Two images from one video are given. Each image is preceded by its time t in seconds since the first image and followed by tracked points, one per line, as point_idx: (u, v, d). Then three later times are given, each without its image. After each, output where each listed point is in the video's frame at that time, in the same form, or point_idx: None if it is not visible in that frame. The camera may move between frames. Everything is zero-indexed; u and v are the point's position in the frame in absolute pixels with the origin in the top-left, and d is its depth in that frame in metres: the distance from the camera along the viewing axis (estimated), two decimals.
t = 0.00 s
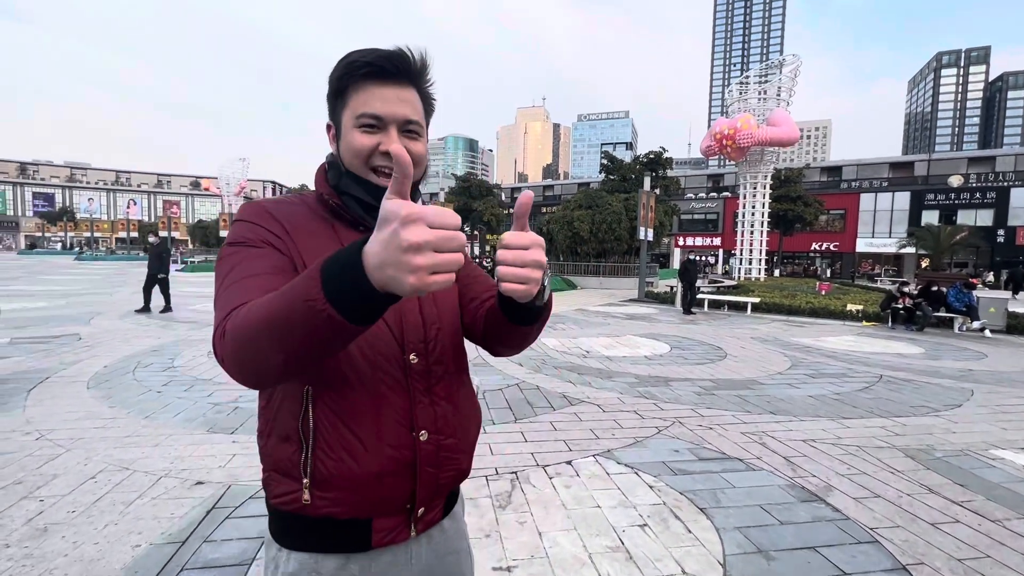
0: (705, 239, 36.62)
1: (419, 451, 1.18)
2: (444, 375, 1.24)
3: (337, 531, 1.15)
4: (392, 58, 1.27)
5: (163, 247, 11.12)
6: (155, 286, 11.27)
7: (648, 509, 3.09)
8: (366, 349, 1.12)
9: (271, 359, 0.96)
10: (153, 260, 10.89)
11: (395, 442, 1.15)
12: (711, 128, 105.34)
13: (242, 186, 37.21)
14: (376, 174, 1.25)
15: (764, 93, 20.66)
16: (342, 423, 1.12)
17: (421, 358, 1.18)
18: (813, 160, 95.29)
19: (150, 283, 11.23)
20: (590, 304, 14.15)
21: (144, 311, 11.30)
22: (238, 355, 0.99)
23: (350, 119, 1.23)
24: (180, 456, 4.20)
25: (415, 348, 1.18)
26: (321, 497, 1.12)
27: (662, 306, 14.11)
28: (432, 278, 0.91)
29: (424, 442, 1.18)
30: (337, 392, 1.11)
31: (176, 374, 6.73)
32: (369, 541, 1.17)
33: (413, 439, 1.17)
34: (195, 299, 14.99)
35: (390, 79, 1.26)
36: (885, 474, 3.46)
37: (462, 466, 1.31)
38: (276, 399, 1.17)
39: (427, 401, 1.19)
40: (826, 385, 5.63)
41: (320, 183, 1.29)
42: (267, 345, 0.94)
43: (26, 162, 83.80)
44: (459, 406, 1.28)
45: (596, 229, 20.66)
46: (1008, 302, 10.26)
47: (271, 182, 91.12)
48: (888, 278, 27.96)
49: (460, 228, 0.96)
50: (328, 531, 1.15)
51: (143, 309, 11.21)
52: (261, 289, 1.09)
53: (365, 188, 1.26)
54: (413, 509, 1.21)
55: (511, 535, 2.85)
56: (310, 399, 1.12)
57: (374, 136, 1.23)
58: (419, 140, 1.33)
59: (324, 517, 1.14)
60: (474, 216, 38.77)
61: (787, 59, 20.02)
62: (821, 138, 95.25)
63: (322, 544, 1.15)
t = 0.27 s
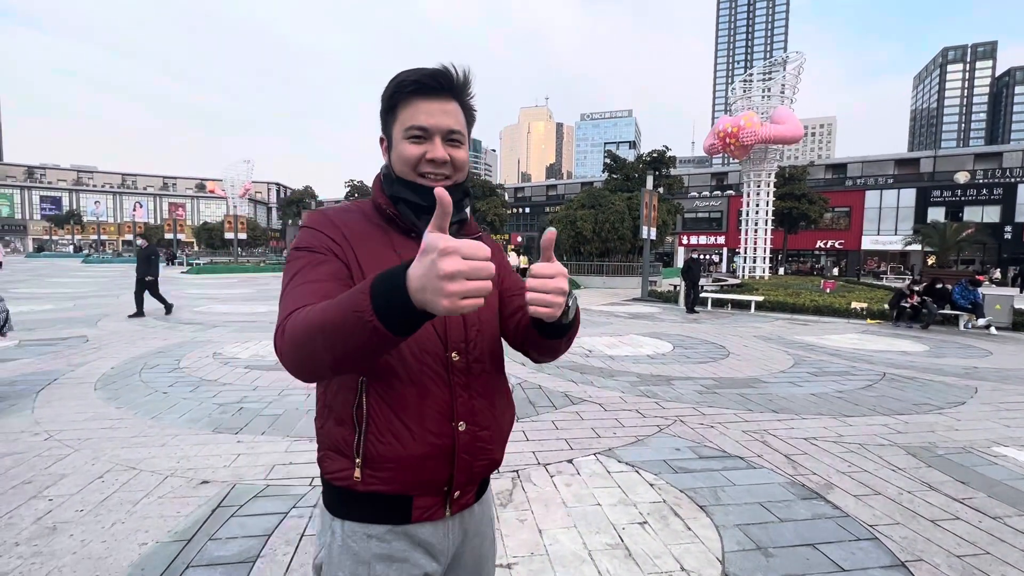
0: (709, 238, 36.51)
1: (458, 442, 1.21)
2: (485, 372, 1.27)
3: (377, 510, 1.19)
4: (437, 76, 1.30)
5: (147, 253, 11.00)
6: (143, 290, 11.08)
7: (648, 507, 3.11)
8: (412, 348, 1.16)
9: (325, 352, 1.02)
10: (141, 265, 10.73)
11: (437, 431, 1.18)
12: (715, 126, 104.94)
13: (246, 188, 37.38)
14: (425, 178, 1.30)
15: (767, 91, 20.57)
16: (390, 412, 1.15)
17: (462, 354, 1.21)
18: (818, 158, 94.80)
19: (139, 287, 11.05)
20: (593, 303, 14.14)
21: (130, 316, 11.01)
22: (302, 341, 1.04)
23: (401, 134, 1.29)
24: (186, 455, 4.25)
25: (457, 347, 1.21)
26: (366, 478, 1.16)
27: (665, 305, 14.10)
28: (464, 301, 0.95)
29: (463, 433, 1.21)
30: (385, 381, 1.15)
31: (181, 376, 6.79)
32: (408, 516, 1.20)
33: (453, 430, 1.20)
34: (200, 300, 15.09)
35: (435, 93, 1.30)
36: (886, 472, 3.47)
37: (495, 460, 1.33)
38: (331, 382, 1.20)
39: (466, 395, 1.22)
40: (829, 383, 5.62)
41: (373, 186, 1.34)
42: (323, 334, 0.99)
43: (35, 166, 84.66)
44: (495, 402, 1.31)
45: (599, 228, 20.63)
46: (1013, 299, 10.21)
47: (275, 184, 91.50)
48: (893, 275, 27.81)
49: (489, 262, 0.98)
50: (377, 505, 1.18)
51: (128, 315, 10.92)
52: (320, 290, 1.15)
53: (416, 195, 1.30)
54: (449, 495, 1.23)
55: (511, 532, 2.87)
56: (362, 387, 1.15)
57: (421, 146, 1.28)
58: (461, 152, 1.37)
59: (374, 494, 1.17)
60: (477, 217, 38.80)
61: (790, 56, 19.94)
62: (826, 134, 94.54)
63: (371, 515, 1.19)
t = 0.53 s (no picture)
0: (710, 237, 36.52)
1: (486, 444, 1.23)
2: (508, 379, 1.32)
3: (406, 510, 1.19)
4: (472, 86, 1.34)
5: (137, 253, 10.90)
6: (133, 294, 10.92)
7: (645, 506, 3.12)
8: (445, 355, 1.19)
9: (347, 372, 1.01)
10: (125, 264, 10.56)
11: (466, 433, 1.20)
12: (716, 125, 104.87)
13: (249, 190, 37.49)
14: (459, 183, 1.33)
15: (767, 90, 20.57)
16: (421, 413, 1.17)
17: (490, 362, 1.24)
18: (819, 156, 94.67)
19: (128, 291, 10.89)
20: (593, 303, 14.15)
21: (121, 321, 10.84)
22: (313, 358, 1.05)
23: (436, 138, 1.31)
24: (187, 456, 4.28)
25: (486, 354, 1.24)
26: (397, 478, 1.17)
27: (666, 304, 14.11)
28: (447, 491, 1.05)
29: (490, 435, 1.23)
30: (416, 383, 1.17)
31: (183, 378, 6.82)
32: (434, 513, 1.21)
33: (480, 432, 1.22)
34: (202, 302, 15.15)
35: (468, 101, 1.32)
36: (883, 470, 3.48)
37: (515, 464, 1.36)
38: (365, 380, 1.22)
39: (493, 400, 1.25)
40: (827, 382, 5.64)
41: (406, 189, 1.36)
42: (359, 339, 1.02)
43: (38, 168, 84.98)
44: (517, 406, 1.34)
45: (599, 228, 20.66)
46: (1013, 297, 10.20)
47: (277, 186, 91.72)
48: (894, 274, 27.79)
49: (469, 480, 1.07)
50: (405, 502, 1.19)
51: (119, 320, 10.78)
52: (350, 305, 1.16)
53: (448, 200, 1.33)
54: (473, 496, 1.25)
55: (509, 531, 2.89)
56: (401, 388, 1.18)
57: (455, 152, 1.31)
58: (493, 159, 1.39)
59: (402, 493, 1.18)
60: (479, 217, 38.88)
61: (790, 55, 19.95)
62: (827, 133, 94.40)
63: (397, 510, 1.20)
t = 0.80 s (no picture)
0: (708, 238, 36.56)
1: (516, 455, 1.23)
2: (528, 389, 1.31)
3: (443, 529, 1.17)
4: (497, 108, 1.25)
5: (122, 255, 10.84)
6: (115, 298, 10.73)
7: (635, 505, 3.15)
8: (466, 378, 1.14)
9: (368, 411, 0.93)
10: (107, 267, 10.40)
11: (497, 447, 1.19)
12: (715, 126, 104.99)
13: (247, 192, 37.55)
14: (471, 210, 1.26)
15: (764, 91, 20.63)
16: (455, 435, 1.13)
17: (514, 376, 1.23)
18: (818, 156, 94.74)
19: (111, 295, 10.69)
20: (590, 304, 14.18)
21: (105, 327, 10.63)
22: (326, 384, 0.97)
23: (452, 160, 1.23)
24: (182, 458, 4.30)
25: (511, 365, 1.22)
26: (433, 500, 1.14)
27: (663, 305, 14.13)
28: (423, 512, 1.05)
29: (517, 446, 1.23)
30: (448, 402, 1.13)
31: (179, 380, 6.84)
32: (468, 529, 1.21)
33: (510, 444, 1.21)
34: (200, 305, 15.17)
35: (488, 123, 1.23)
36: (872, 469, 3.50)
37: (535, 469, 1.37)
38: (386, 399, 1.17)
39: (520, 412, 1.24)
40: (821, 382, 5.66)
41: (416, 204, 1.28)
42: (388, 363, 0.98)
43: (37, 171, 84.97)
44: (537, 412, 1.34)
45: (597, 229, 20.70)
46: (1008, 296, 10.24)
47: (277, 188, 91.78)
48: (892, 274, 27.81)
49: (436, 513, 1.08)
50: (442, 523, 1.17)
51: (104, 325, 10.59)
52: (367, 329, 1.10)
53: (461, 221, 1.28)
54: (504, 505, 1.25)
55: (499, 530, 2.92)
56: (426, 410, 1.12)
57: (472, 177, 1.24)
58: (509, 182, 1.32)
59: (437, 514, 1.16)
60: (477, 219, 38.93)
61: (787, 56, 20.03)
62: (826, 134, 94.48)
63: (435, 532, 1.17)
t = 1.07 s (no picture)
0: (703, 238, 36.64)
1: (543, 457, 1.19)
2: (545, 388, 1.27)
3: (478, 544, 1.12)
4: (502, 98, 1.14)
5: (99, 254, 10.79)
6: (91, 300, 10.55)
7: (623, 504, 3.16)
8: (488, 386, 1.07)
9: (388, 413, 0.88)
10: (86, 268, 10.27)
11: (524, 454, 1.14)
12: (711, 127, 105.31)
13: (243, 194, 37.50)
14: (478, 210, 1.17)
15: (758, 92, 20.73)
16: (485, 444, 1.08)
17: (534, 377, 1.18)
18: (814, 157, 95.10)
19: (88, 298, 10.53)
20: (585, 305, 14.21)
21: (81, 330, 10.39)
22: (340, 386, 0.90)
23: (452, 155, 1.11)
24: (172, 460, 4.30)
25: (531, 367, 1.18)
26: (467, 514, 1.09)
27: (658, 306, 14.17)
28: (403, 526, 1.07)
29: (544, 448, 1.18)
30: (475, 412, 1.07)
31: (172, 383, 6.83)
32: (501, 541, 1.16)
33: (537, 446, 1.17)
34: (194, 307, 15.16)
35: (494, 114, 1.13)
36: (858, 467, 3.53)
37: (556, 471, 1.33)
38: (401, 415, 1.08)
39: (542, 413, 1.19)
40: (812, 381, 5.68)
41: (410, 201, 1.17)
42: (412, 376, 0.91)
43: (32, 173, 84.67)
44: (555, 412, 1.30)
45: (592, 230, 20.75)
46: (999, 295, 10.31)
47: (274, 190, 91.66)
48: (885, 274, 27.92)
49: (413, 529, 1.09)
50: (478, 538, 1.12)
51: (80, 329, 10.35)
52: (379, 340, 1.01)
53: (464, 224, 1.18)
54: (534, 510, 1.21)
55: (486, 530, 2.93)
56: (452, 422, 1.06)
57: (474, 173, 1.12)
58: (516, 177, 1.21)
59: (472, 529, 1.11)
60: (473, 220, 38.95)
61: (781, 57, 20.12)
62: (821, 135, 94.84)
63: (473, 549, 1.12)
